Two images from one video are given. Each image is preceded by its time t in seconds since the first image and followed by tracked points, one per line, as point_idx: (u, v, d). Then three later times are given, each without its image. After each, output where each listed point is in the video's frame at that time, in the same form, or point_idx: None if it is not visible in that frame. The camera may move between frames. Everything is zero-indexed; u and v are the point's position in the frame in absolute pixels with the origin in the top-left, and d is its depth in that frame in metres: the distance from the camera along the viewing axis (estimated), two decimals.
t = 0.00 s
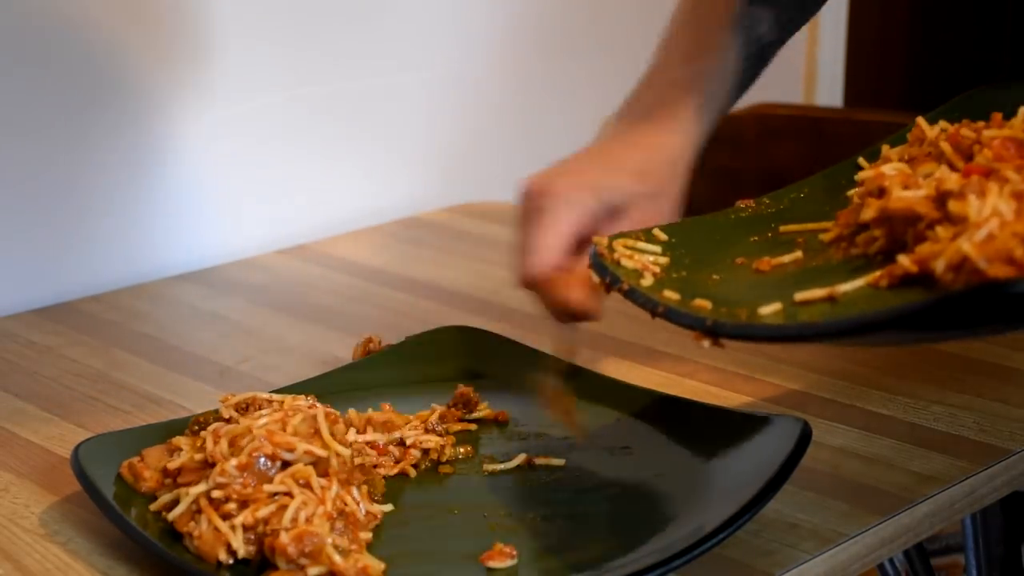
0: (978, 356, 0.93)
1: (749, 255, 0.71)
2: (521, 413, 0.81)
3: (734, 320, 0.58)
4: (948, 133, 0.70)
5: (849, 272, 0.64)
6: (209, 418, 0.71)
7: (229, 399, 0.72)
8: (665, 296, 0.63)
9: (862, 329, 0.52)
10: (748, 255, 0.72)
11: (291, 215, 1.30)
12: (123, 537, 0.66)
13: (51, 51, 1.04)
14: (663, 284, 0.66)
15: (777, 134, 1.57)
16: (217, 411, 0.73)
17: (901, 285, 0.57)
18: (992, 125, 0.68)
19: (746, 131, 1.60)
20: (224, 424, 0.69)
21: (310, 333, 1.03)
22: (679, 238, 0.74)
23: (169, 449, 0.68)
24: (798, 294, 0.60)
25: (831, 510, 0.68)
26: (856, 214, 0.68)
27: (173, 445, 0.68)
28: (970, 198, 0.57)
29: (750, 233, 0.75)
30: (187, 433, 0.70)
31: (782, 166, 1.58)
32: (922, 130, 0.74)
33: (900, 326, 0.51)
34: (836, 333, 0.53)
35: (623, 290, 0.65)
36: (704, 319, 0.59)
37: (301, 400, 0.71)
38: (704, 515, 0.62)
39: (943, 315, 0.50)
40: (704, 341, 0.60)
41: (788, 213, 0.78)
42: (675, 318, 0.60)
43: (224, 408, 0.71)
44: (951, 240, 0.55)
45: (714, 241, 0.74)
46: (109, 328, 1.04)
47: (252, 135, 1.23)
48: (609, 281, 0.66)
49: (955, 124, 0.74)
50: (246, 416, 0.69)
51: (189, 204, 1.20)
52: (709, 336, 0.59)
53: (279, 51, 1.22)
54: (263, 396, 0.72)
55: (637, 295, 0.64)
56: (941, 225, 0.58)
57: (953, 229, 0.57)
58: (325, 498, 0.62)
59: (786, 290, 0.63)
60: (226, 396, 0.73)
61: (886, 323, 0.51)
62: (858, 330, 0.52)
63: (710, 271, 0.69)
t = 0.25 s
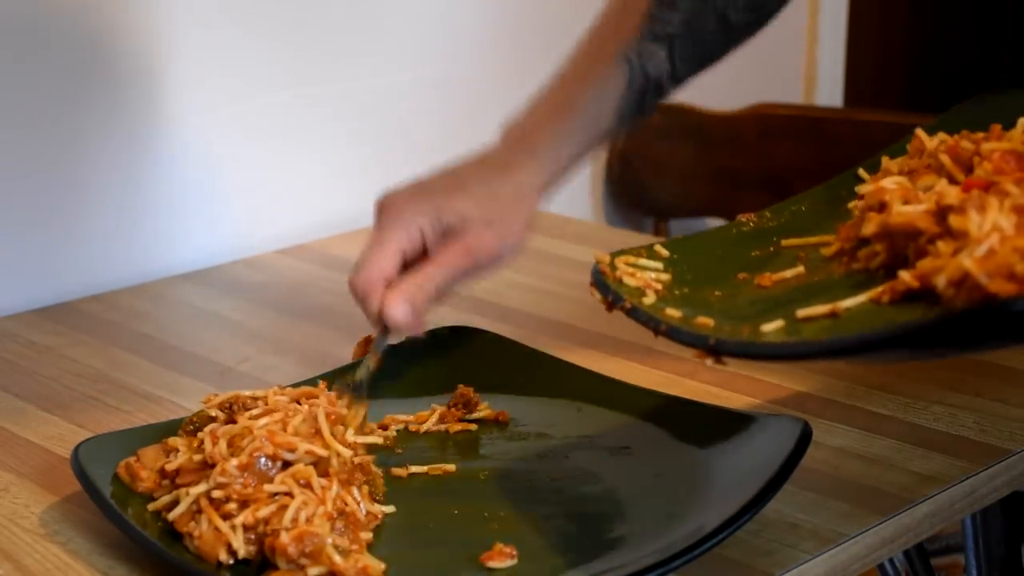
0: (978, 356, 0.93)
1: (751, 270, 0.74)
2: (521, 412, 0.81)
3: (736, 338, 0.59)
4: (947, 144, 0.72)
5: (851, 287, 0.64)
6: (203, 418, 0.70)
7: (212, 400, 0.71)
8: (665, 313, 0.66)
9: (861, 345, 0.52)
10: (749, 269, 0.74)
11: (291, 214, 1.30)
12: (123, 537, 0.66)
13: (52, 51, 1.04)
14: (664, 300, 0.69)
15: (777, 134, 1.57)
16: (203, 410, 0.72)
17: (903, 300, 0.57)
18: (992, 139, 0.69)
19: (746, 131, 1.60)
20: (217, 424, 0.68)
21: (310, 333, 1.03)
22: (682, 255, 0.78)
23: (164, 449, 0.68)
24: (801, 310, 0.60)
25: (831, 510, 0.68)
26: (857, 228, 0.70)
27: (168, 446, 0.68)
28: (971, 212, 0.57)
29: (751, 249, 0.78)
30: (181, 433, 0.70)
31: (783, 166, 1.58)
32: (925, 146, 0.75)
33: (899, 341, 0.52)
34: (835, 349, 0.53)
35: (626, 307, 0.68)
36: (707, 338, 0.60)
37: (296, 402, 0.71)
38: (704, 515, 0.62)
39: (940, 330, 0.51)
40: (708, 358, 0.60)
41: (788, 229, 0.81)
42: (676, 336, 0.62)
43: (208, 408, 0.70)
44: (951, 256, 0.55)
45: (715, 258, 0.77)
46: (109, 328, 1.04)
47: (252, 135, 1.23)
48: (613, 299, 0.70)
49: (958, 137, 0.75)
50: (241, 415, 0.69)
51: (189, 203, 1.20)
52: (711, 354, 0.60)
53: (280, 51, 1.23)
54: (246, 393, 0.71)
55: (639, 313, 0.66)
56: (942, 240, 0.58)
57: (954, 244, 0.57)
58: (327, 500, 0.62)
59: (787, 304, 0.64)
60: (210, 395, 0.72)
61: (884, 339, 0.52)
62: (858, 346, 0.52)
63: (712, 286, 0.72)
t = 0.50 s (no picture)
0: (978, 356, 0.93)
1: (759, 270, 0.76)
2: (521, 413, 0.81)
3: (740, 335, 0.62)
4: (959, 147, 0.73)
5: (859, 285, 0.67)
6: (204, 418, 0.70)
7: (216, 399, 0.71)
8: (671, 313, 0.69)
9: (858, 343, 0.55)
10: (756, 272, 0.76)
11: (291, 215, 1.30)
12: (123, 537, 0.66)
13: (51, 51, 1.04)
14: (670, 300, 0.71)
15: (777, 135, 1.57)
16: (205, 409, 0.72)
17: (906, 299, 0.60)
18: (1001, 142, 0.71)
19: (746, 131, 1.60)
20: (217, 424, 0.68)
21: (310, 333, 1.03)
22: (691, 256, 0.79)
23: (164, 449, 0.68)
24: (805, 310, 0.63)
25: (832, 509, 0.68)
26: (865, 229, 0.71)
27: (168, 446, 0.68)
28: (973, 213, 0.61)
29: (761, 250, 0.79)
30: (182, 433, 0.70)
31: (783, 167, 1.58)
32: (936, 150, 0.76)
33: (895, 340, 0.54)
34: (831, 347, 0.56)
35: (630, 305, 0.70)
36: (708, 334, 0.63)
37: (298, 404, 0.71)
38: (702, 515, 0.62)
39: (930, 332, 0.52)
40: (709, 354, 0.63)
41: (799, 230, 0.81)
42: (679, 334, 0.64)
43: (209, 408, 0.70)
44: (954, 255, 0.59)
45: (725, 258, 0.79)
46: (109, 329, 1.04)
47: (251, 135, 1.23)
48: (618, 297, 0.71)
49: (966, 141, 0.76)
50: (241, 415, 0.69)
51: (188, 204, 1.19)
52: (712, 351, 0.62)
53: (279, 51, 1.23)
54: (249, 393, 0.71)
55: (643, 311, 0.68)
56: (946, 239, 0.62)
57: (958, 243, 0.60)
58: (328, 500, 0.62)
59: (792, 305, 0.67)
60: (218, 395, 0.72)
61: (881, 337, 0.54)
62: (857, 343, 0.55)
63: (718, 288, 0.74)
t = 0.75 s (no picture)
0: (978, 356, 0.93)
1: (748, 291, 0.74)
2: (520, 412, 0.81)
3: (714, 352, 0.60)
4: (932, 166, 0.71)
5: (832, 301, 0.63)
6: (204, 419, 0.70)
7: (211, 401, 0.71)
8: (649, 331, 0.68)
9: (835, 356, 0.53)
10: (744, 294, 0.73)
11: (291, 215, 1.30)
12: (123, 537, 0.66)
13: (53, 49, 1.04)
14: (654, 322, 0.71)
15: (777, 135, 1.57)
16: (204, 410, 0.72)
17: (879, 314, 0.56)
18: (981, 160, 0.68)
19: (746, 131, 1.60)
20: (216, 425, 0.68)
21: (310, 333, 1.03)
22: (678, 280, 0.79)
23: (164, 449, 0.68)
24: (782, 326, 0.59)
25: (832, 510, 0.68)
26: (844, 248, 0.68)
27: (168, 446, 0.68)
28: (947, 227, 0.58)
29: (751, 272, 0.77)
30: (181, 433, 0.70)
31: (783, 167, 1.58)
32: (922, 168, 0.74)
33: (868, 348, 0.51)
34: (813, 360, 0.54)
35: (614, 328, 0.70)
36: (685, 353, 0.61)
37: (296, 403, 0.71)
38: (703, 515, 0.62)
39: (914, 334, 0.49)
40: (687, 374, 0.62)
41: (787, 254, 0.79)
42: (657, 352, 0.63)
43: (207, 408, 0.70)
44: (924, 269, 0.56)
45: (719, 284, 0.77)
46: (109, 329, 1.04)
47: (252, 135, 1.23)
48: (602, 321, 0.72)
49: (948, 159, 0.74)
50: (240, 415, 0.69)
51: (188, 204, 1.19)
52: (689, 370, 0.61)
53: (280, 52, 1.23)
54: (245, 393, 0.71)
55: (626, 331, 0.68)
56: (923, 253, 0.58)
57: (929, 258, 0.57)
58: (327, 500, 0.62)
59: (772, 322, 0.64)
60: (211, 395, 0.72)
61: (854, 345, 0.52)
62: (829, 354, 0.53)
63: (705, 311, 0.72)
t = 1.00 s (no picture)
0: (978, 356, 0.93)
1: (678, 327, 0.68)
2: (520, 412, 0.80)
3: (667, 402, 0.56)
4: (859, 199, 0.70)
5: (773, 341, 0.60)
6: (204, 419, 0.70)
7: (212, 400, 0.71)
8: (592, 381, 0.61)
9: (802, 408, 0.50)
10: (677, 333, 0.66)
11: (291, 215, 1.30)
12: (123, 537, 0.66)
13: (55, 48, 1.04)
14: (595, 369, 0.63)
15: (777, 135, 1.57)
16: (204, 410, 0.72)
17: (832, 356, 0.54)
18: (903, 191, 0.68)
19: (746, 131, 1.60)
20: (217, 425, 0.68)
21: (310, 333, 1.03)
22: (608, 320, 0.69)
23: (164, 449, 0.68)
24: (731, 371, 0.56)
25: (832, 510, 0.68)
26: (782, 280, 0.64)
27: (168, 446, 0.68)
28: (891, 265, 0.57)
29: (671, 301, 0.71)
30: (181, 433, 0.70)
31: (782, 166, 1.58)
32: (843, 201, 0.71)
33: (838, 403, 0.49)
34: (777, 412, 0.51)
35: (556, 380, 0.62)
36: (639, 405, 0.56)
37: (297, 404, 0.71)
38: (703, 516, 0.62)
39: (894, 387, 0.48)
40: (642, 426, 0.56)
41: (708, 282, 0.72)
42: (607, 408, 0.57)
43: (207, 408, 0.70)
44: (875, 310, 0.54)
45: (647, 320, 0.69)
46: (108, 329, 1.04)
47: (251, 135, 1.23)
48: (541, 372, 0.63)
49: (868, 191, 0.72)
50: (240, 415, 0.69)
51: (188, 204, 1.19)
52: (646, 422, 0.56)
53: (281, 51, 1.23)
54: (246, 393, 0.71)
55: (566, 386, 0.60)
56: (866, 295, 0.57)
57: (876, 299, 0.56)
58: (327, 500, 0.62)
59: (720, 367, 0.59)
60: (212, 394, 0.72)
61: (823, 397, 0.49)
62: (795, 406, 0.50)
63: (639, 353, 0.64)
